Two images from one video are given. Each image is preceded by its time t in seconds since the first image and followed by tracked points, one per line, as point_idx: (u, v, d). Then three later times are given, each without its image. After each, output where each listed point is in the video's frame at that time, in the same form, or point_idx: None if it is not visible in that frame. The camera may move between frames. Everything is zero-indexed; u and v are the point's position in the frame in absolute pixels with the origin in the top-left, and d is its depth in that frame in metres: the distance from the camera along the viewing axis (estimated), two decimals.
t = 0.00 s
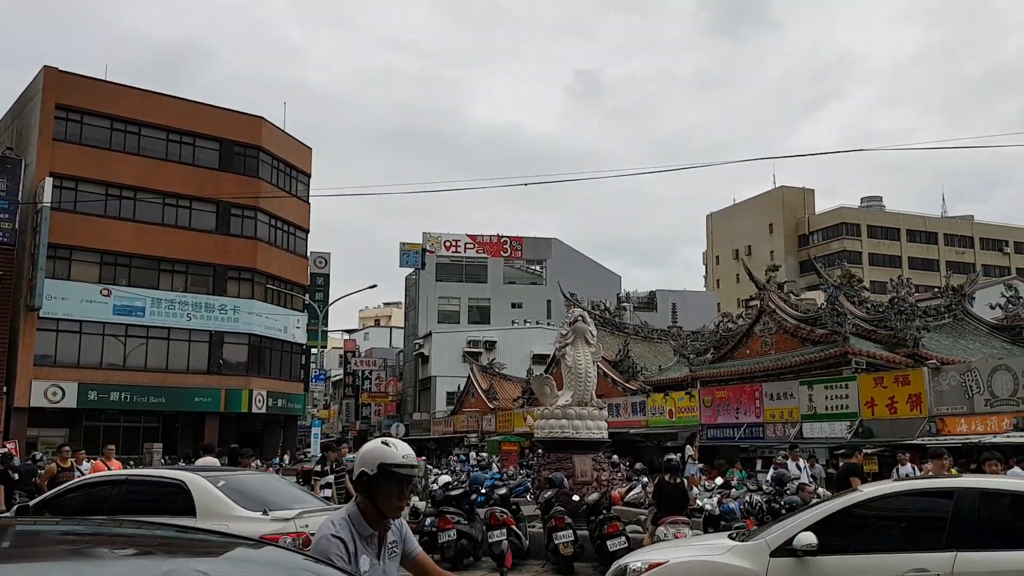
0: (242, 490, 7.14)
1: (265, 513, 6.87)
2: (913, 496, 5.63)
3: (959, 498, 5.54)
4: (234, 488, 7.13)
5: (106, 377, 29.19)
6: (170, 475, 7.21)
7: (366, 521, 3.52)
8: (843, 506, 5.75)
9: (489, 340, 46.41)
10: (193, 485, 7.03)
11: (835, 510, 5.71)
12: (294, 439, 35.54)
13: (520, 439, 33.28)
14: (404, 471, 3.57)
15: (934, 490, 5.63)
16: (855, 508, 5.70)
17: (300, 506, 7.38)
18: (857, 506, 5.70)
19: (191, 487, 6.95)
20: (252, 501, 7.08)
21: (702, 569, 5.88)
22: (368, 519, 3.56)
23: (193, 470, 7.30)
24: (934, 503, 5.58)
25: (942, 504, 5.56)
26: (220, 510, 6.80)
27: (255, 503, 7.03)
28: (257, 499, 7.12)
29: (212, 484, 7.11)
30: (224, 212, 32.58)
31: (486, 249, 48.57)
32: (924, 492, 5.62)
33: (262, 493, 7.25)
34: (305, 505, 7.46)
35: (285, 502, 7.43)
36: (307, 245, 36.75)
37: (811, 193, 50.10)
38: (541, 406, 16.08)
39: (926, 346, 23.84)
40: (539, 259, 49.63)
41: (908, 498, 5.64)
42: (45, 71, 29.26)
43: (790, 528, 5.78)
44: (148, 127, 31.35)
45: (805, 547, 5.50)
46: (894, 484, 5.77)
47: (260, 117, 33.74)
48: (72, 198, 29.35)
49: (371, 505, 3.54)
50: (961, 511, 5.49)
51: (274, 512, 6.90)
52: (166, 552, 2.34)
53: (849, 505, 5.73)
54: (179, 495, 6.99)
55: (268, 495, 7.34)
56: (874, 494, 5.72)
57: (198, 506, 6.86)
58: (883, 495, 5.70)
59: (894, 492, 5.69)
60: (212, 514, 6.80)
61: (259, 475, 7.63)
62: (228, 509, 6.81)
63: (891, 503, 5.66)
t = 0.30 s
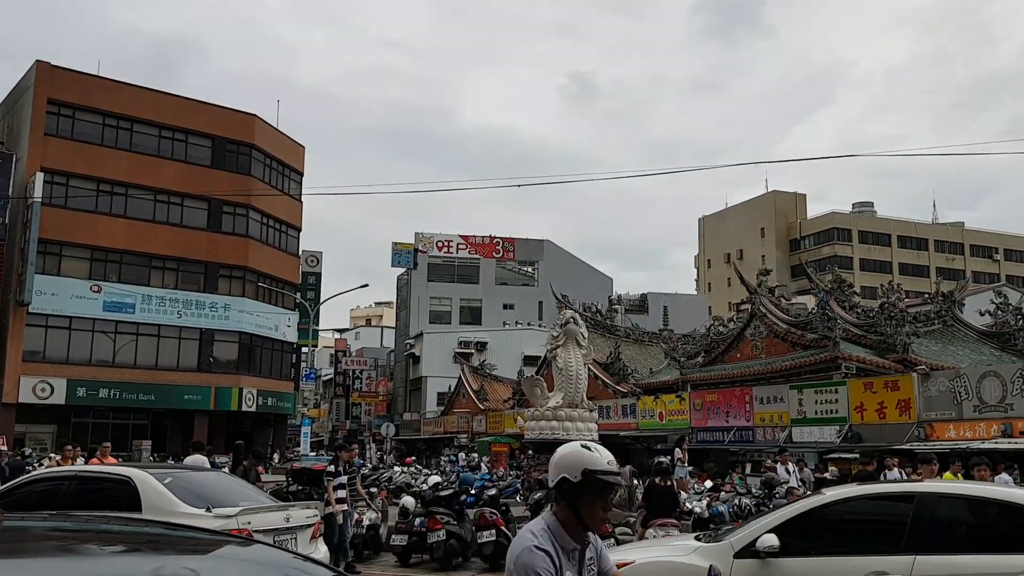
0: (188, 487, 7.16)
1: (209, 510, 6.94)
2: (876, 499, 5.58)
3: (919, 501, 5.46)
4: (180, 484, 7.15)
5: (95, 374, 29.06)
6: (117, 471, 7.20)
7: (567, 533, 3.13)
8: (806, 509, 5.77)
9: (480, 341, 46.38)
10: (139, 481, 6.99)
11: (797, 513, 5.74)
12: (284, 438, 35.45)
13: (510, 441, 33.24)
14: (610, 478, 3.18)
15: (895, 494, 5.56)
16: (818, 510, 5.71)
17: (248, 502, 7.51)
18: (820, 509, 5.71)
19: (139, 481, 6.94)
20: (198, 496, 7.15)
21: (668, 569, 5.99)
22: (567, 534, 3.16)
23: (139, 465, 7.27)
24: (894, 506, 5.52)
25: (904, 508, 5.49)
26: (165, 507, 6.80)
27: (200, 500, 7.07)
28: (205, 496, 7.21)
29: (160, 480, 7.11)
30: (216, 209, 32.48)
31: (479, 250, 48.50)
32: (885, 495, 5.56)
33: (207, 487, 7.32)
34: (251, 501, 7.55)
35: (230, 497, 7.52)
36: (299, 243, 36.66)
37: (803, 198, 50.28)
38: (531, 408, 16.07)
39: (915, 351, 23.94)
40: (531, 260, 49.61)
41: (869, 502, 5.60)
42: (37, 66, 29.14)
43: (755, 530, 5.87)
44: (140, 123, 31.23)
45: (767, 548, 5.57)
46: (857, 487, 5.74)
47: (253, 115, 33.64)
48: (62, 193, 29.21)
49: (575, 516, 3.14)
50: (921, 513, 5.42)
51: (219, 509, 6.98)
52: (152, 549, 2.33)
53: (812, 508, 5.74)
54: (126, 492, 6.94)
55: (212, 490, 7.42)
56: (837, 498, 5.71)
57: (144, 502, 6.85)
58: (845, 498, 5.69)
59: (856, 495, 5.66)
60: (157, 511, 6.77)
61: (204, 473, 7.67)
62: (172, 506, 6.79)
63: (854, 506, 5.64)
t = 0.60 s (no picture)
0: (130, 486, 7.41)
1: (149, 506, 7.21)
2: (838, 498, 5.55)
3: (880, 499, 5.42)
4: (122, 483, 7.40)
5: (86, 373, 28.94)
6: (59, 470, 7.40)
7: (833, 554, 2.52)
8: (768, 507, 5.75)
9: (473, 342, 46.38)
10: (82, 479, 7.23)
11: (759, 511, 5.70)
12: (275, 438, 35.36)
13: (502, 441, 33.23)
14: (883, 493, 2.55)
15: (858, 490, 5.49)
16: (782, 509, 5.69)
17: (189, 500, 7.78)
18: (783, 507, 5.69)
19: (82, 481, 7.16)
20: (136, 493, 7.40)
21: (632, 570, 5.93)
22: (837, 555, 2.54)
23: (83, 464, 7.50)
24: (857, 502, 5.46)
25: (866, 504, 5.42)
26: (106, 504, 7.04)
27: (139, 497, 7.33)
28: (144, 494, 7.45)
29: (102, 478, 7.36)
30: (208, 208, 32.39)
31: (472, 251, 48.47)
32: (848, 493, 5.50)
33: (149, 486, 7.58)
34: (192, 499, 7.84)
35: (171, 495, 7.79)
36: (291, 243, 36.60)
37: (795, 200, 50.43)
38: (524, 409, 16.08)
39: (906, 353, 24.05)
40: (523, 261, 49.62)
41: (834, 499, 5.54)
42: (29, 64, 29.02)
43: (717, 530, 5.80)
44: (132, 122, 31.11)
45: (728, 546, 5.52)
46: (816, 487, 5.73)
47: (246, 114, 33.54)
48: (54, 191, 29.09)
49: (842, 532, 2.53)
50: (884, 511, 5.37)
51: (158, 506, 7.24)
52: (144, 548, 2.33)
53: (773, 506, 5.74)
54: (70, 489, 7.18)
55: (152, 489, 7.68)
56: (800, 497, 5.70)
57: (86, 499, 7.09)
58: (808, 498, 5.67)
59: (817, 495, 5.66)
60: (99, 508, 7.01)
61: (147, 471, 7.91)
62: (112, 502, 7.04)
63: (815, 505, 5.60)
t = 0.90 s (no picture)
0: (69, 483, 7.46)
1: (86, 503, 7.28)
2: (790, 498, 5.50)
3: (830, 501, 5.40)
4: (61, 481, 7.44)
5: (79, 371, 28.85)
6: None
7: None
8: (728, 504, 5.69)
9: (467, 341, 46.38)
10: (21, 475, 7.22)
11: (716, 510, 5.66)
12: (269, 437, 35.33)
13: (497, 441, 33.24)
14: None
15: (809, 493, 5.48)
16: (754, 500, 5.61)
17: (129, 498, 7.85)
18: (742, 505, 5.62)
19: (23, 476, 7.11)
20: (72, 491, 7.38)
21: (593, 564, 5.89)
22: None
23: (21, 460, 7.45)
24: (810, 503, 5.45)
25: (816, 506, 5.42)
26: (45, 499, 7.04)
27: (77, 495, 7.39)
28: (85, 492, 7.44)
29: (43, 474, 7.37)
30: (202, 206, 32.34)
31: (467, 251, 48.45)
32: (805, 492, 5.49)
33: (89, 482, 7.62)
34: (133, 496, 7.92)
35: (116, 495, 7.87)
36: (285, 241, 36.57)
37: (789, 201, 50.59)
38: (519, 409, 16.09)
39: (900, 355, 24.13)
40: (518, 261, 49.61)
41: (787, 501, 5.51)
42: (23, 60, 28.91)
43: (678, 526, 5.78)
44: (127, 119, 31.02)
45: (686, 544, 5.49)
46: (775, 485, 5.64)
47: (241, 112, 33.48)
48: (48, 189, 29.00)
49: None
50: (834, 512, 5.36)
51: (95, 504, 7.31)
52: (133, 546, 2.32)
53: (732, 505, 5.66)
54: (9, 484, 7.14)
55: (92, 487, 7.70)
56: (756, 496, 5.61)
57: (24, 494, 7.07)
58: (764, 498, 5.58)
59: (775, 494, 5.57)
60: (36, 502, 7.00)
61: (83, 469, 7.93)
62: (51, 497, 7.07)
63: (782, 504, 5.52)
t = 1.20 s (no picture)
0: None
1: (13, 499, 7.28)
2: (734, 497, 5.56)
3: (772, 500, 5.44)
4: None
5: (65, 371, 28.64)
6: None
7: None
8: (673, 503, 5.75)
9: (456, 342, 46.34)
10: None
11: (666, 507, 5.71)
12: (255, 438, 35.21)
13: (484, 442, 33.26)
14: None
15: (753, 490, 5.54)
16: (719, 498, 5.60)
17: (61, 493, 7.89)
18: (697, 501, 5.65)
19: None
20: None
21: (540, 563, 5.93)
22: None
23: None
24: (753, 502, 5.49)
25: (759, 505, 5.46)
26: None
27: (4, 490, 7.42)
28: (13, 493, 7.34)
29: None
30: (190, 206, 32.19)
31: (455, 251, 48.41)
32: (745, 493, 5.55)
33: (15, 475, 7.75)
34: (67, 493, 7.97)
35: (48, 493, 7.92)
36: (273, 241, 36.47)
37: (777, 203, 50.88)
38: (507, 409, 16.11)
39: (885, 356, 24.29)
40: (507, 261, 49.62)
41: (735, 498, 5.56)
42: (10, 57, 28.70)
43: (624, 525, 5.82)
44: (114, 117, 30.84)
45: (632, 541, 5.56)
46: (723, 484, 5.71)
47: (229, 111, 33.37)
48: (34, 187, 28.80)
49: None
50: (774, 511, 5.39)
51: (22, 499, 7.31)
52: (120, 546, 2.32)
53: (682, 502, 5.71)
54: None
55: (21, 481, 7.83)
56: (702, 493, 5.67)
57: None
58: (711, 496, 5.64)
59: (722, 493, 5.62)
60: None
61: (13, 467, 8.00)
62: None
63: (738, 502, 5.54)
